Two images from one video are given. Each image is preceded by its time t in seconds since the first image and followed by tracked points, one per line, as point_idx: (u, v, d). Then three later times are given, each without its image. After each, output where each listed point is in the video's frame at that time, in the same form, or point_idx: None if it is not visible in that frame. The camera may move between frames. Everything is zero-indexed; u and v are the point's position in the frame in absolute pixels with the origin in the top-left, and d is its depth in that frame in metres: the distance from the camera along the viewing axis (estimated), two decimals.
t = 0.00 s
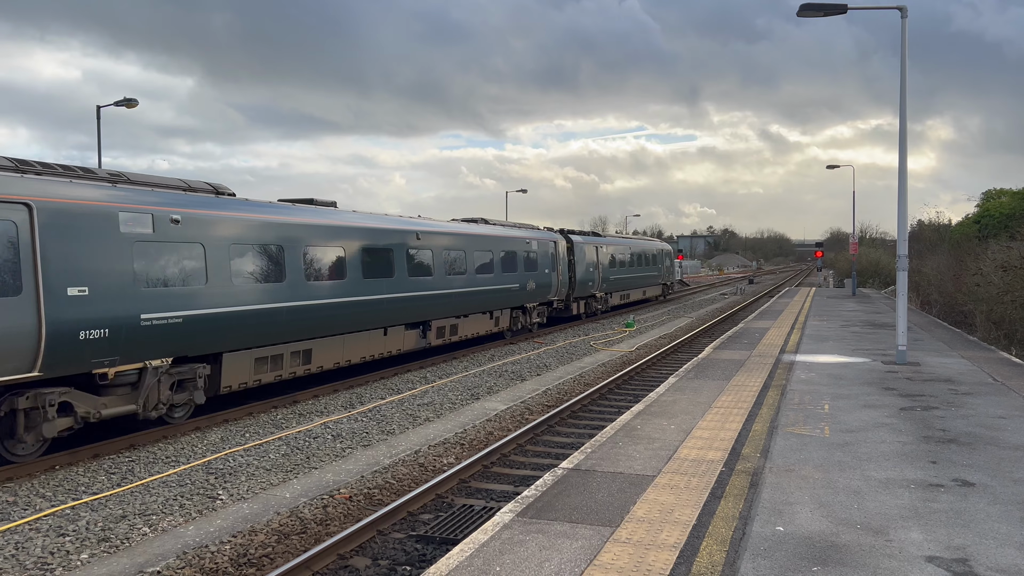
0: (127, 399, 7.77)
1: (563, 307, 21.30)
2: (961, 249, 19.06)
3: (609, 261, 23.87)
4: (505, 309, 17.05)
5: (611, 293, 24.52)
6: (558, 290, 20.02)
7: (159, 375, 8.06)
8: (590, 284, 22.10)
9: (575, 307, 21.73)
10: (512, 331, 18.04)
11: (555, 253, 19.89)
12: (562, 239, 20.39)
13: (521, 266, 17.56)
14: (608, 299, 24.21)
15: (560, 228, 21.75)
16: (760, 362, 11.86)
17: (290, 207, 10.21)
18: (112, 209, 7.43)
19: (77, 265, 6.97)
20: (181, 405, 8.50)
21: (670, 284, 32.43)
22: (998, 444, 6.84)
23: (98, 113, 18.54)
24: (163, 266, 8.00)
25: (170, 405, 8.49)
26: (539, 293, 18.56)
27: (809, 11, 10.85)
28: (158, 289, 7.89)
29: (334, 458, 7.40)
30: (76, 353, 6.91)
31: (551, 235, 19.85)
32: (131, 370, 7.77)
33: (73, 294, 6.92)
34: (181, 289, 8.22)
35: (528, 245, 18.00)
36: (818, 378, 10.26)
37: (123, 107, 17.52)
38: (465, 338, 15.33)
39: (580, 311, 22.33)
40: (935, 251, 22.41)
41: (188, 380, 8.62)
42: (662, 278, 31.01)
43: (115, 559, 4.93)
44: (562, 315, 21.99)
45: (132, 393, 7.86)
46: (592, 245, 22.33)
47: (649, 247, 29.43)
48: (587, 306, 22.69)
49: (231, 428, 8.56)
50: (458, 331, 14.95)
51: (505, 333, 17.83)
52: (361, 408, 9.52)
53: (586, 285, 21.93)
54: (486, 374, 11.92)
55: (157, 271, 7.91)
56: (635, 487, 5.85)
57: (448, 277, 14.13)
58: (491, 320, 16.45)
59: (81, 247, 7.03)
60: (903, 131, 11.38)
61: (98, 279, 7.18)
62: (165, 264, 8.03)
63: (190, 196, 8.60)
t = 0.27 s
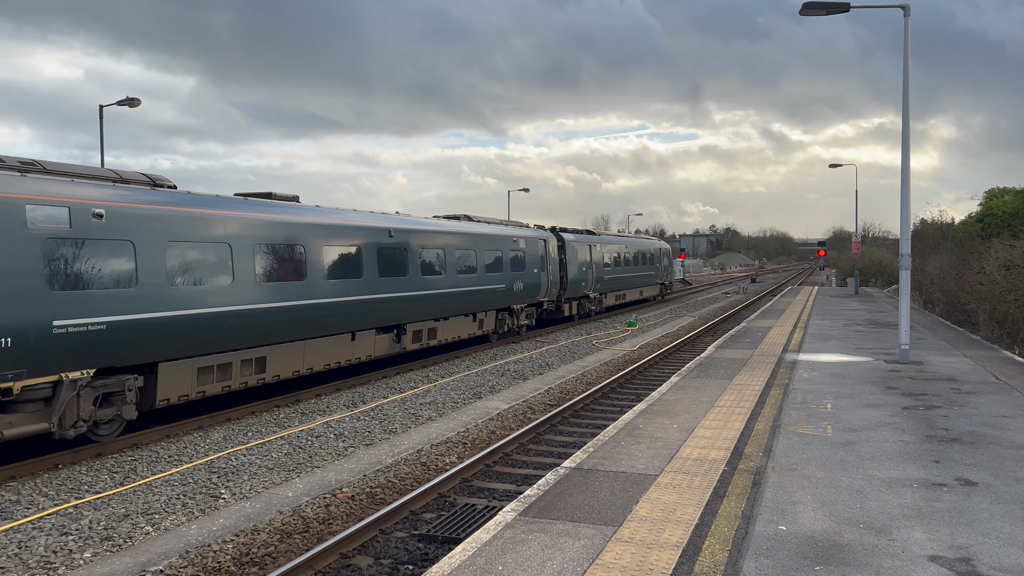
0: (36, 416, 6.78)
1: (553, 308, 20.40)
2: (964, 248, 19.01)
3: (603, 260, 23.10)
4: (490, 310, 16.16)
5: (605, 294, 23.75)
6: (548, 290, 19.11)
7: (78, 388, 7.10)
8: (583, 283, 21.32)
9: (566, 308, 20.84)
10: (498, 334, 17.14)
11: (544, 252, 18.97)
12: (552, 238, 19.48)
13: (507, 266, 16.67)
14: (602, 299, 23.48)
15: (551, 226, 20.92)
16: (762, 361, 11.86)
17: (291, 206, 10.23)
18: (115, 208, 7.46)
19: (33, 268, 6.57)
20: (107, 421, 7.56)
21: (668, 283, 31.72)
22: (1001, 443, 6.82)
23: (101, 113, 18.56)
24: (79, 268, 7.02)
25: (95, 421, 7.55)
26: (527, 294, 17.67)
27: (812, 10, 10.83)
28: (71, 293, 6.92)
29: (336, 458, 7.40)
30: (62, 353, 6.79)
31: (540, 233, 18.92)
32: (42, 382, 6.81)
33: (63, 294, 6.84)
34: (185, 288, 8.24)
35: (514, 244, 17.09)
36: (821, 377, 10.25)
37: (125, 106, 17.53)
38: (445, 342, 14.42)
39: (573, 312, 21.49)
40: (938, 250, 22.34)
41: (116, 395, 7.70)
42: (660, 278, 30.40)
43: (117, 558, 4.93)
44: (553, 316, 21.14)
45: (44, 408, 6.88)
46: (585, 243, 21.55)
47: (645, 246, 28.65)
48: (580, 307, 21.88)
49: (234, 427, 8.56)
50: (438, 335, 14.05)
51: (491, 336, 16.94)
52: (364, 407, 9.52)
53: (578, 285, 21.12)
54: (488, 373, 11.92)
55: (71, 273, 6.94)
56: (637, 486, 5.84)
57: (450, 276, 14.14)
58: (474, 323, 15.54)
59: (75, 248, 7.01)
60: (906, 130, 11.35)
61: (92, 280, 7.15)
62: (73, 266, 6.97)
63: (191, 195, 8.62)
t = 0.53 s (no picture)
0: None
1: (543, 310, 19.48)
2: (966, 247, 18.96)
3: (596, 259, 22.30)
4: (472, 312, 15.26)
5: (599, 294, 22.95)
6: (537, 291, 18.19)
7: None
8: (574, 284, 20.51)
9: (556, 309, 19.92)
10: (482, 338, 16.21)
11: (533, 252, 18.04)
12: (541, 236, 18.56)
13: (492, 265, 15.76)
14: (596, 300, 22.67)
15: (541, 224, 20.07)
16: (765, 361, 11.85)
17: (294, 206, 10.22)
18: (117, 208, 7.48)
19: (16, 269, 6.41)
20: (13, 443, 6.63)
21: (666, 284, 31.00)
22: (1004, 443, 6.80)
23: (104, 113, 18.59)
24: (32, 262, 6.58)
25: None
26: (514, 295, 16.78)
27: (814, 9, 10.81)
28: (33, 294, 6.55)
29: (339, 457, 7.40)
30: (64, 352, 6.80)
31: (528, 231, 17.96)
32: None
33: (63, 293, 6.83)
34: (187, 287, 8.24)
35: (499, 242, 16.15)
36: (823, 377, 10.23)
37: (127, 106, 17.55)
38: (423, 347, 13.52)
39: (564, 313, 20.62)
40: (941, 249, 22.29)
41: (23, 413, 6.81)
42: (658, 277, 29.76)
43: (120, 558, 4.94)
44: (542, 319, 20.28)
45: None
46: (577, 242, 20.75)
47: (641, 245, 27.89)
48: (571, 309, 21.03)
49: (236, 427, 8.56)
50: (414, 340, 13.13)
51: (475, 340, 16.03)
52: (366, 407, 9.51)
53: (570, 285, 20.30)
54: (490, 373, 11.91)
55: (28, 272, 6.53)
56: (639, 486, 5.83)
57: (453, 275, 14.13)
58: (456, 327, 14.62)
59: (78, 247, 7.01)
60: (908, 129, 11.33)
61: (94, 279, 7.15)
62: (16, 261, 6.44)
63: (193, 195, 8.61)
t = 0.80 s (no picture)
0: None
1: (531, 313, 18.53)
2: (969, 247, 18.93)
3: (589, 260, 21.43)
4: (452, 316, 14.34)
5: (592, 296, 22.13)
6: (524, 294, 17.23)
7: None
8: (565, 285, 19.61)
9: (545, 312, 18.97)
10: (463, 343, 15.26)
11: (519, 252, 17.07)
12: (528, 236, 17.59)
13: (474, 267, 14.84)
14: (590, 302, 21.86)
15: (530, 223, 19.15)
16: (767, 361, 11.84)
17: (295, 206, 10.20)
18: (118, 209, 7.47)
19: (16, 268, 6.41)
20: None
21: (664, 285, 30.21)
22: (1007, 443, 6.79)
23: (105, 113, 18.57)
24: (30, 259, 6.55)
25: None
26: (498, 298, 15.86)
27: (817, 8, 10.80)
28: (35, 295, 6.56)
29: (341, 458, 7.40)
30: (66, 353, 6.81)
31: (514, 230, 16.99)
32: None
33: (64, 294, 6.83)
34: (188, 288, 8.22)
35: (482, 242, 15.22)
36: (826, 377, 10.21)
37: (130, 107, 17.58)
38: (397, 355, 12.61)
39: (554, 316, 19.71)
40: (944, 249, 22.27)
41: None
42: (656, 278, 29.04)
43: (122, 559, 4.94)
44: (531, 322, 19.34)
45: None
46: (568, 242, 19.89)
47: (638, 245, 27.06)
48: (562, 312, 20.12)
49: (238, 428, 8.56)
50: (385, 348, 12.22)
51: (456, 345, 15.10)
52: (368, 407, 9.51)
53: (561, 287, 19.43)
54: (492, 373, 11.91)
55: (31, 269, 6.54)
56: (642, 486, 5.82)
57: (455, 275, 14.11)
58: (434, 332, 13.69)
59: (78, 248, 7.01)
60: (911, 128, 11.31)
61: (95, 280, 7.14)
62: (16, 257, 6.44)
63: (193, 195, 8.58)
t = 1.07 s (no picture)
0: None
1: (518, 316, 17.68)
2: (971, 247, 18.90)
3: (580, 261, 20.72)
4: (432, 320, 13.62)
5: (585, 298, 21.40)
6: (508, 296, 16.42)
7: None
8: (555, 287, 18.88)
9: (533, 314, 18.15)
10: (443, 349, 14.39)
11: (502, 252, 16.24)
12: (513, 235, 16.76)
13: (454, 268, 14.03)
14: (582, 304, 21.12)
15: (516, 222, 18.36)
16: (769, 362, 11.82)
17: (295, 207, 10.21)
18: (118, 209, 7.46)
19: (18, 269, 6.41)
20: None
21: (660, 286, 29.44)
22: (1010, 443, 6.78)
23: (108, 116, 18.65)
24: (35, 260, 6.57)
25: None
26: (481, 301, 15.08)
27: (818, 9, 10.79)
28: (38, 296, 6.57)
29: (343, 458, 7.41)
30: (69, 354, 6.81)
31: (496, 229, 16.17)
32: None
33: (66, 296, 6.82)
34: (188, 289, 8.21)
35: (461, 242, 14.41)
36: (828, 378, 10.20)
37: (132, 108, 17.59)
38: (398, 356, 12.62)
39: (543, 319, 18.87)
40: (945, 249, 22.25)
41: None
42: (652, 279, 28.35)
43: (124, 560, 4.93)
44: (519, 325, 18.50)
45: None
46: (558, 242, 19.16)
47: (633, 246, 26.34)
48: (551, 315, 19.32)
49: (240, 429, 8.56)
50: (354, 357, 11.38)
51: (436, 352, 14.27)
52: (370, 408, 9.51)
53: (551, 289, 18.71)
54: (494, 374, 11.90)
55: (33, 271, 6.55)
56: (644, 487, 5.81)
57: (456, 277, 14.12)
58: (414, 338, 13.01)
59: (80, 249, 7.01)
60: (913, 129, 11.30)
61: (96, 282, 7.14)
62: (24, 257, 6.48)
63: (193, 196, 8.58)
